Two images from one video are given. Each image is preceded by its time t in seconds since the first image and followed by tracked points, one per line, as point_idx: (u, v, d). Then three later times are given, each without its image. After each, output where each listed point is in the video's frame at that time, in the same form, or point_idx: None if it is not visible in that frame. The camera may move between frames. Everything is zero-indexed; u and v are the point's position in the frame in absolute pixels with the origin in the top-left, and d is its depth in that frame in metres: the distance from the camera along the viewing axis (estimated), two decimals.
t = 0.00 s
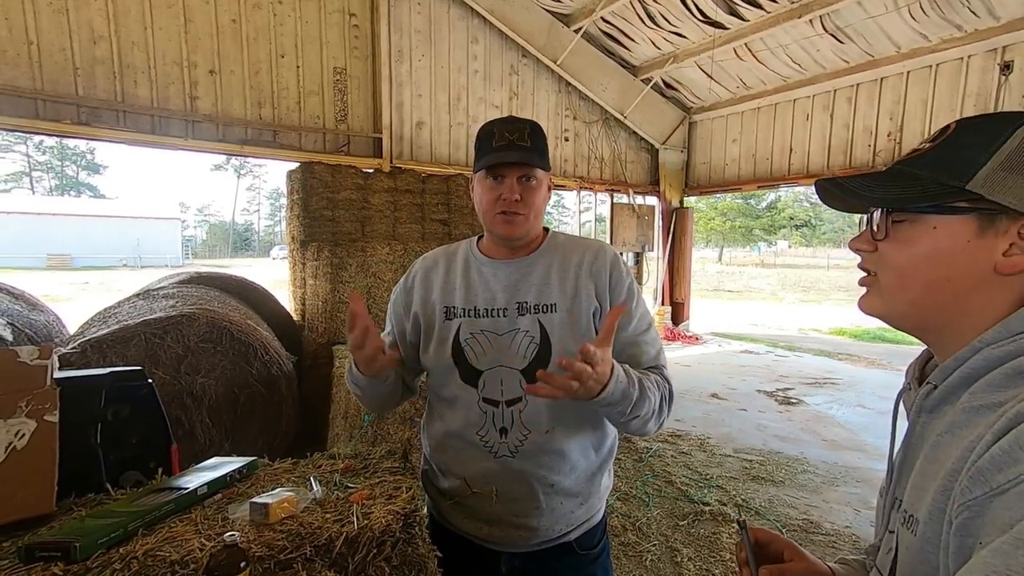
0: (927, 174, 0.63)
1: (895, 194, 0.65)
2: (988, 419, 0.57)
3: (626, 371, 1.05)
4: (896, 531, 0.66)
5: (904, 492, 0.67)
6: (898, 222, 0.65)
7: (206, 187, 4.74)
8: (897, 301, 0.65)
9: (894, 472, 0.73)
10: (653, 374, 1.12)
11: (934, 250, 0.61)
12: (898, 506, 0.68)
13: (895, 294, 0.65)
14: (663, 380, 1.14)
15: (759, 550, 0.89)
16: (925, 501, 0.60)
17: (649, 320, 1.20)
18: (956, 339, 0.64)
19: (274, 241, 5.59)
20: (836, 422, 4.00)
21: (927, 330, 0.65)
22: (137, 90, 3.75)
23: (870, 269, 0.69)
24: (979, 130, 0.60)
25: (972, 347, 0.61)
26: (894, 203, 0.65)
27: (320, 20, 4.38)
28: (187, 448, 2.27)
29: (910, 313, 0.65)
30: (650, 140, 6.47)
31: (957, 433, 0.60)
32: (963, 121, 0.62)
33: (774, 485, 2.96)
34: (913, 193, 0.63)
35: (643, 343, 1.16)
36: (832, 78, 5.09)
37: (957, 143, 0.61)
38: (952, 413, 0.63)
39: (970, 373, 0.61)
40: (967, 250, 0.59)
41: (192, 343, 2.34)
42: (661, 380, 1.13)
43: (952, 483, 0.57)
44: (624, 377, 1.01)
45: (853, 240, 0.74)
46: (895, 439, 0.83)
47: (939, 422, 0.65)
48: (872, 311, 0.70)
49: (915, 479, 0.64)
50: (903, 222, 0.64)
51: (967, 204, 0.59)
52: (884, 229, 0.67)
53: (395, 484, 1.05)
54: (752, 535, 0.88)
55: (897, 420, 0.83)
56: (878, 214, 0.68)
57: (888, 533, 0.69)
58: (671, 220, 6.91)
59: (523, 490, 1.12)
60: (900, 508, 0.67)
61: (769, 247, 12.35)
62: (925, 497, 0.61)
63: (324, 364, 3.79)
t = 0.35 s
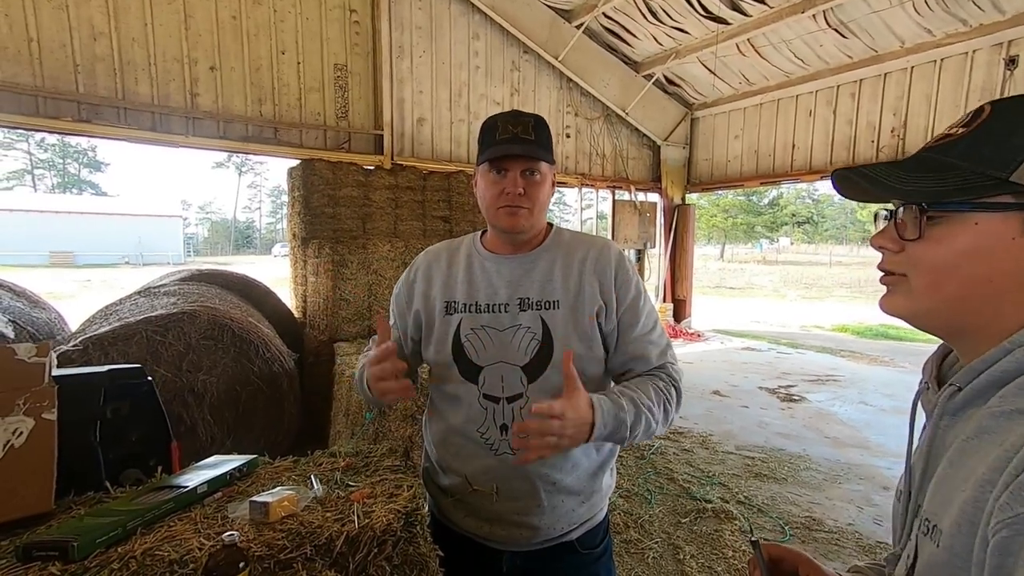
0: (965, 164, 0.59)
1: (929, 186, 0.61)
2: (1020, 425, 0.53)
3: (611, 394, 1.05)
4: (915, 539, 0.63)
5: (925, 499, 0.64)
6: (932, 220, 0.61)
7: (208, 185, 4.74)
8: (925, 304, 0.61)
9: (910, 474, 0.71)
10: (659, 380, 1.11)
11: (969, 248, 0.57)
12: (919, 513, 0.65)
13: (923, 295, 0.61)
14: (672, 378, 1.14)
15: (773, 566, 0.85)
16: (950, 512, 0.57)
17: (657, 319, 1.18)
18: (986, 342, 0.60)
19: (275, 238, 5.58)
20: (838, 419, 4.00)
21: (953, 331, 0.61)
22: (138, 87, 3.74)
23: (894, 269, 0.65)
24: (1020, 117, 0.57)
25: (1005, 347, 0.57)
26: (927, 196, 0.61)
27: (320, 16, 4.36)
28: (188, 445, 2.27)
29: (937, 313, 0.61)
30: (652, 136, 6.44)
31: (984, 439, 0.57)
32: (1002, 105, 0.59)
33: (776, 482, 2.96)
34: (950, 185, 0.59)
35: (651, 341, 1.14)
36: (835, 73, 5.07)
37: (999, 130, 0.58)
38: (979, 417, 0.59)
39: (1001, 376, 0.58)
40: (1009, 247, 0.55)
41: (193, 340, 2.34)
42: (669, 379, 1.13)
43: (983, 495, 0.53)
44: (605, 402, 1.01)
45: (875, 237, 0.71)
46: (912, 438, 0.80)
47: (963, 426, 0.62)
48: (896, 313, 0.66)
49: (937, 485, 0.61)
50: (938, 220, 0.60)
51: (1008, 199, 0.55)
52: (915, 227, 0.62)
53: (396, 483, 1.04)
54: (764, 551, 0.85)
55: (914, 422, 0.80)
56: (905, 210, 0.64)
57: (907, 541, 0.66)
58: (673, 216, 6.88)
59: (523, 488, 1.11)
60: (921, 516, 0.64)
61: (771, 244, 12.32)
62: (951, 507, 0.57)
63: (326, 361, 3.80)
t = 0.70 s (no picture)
0: (989, 154, 0.55)
1: (948, 177, 0.57)
2: None
3: (641, 457, 1.12)
4: (936, 545, 0.60)
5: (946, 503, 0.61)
6: (955, 214, 0.57)
7: (209, 181, 4.73)
8: (947, 301, 0.57)
9: (925, 471, 0.68)
10: (678, 396, 1.13)
11: (995, 243, 0.53)
12: (938, 515, 0.62)
13: (946, 294, 0.57)
14: (684, 372, 1.15)
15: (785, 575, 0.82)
16: (977, 518, 0.54)
17: (669, 311, 1.16)
18: (1012, 339, 0.57)
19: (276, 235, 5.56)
20: (841, 415, 3.99)
21: (974, 330, 0.58)
22: (138, 83, 3.73)
23: (909, 267, 0.61)
24: None
25: None
26: (951, 189, 0.57)
27: (321, 11, 4.34)
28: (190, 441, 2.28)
29: (960, 313, 0.57)
30: (654, 132, 6.41)
31: (1013, 440, 0.54)
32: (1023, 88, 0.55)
33: (780, 478, 2.95)
34: (973, 177, 0.55)
35: (662, 334, 1.13)
36: (838, 68, 5.03)
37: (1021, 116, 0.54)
38: (1003, 418, 0.56)
39: None
40: None
41: (195, 336, 2.33)
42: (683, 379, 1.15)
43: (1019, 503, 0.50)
44: (642, 487, 1.10)
45: (888, 232, 0.67)
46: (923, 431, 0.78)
47: (985, 427, 0.58)
48: (912, 312, 0.62)
49: (958, 488, 0.58)
50: (962, 214, 0.56)
51: None
52: (936, 222, 0.58)
53: (399, 479, 1.04)
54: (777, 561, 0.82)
55: (924, 415, 0.78)
56: (923, 204, 0.60)
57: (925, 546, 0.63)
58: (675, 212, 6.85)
59: (525, 485, 1.10)
60: (941, 519, 0.61)
61: (773, 240, 12.28)
62: (978, 512, 0.54)
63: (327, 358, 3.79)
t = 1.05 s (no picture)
0: (1006, 156, 0.55)
1: (964, 179, 0.57)
2: None
3: (670, 439, 1.09)
4: (956, 549, 0.60)
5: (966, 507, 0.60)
6: (974, 217, 0.56)
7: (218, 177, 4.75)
8: (967, 305, 0.57)
9: (944, 477, 0.68)
10: (712, 377, 1.10)
11: (1015, 244, 0.53)
12: (957, 520, 0.62)
13: (965, 298, 0.57)
14: (715, 363, 1.11)
15: None
16: (999, 523, 0.54)
17: (698, 303, 1.12)
18: None
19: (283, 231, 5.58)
20: (848, 416, 3.97)
21: (994, 334, 0.58)
22: (149, 79, 3.75)
23: (927, 270, 0.61)
24: None
25: None
26: (967, 191, 0.56)
27: (330, 8, 4.35)
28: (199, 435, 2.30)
29: (979, 317, 0.57)
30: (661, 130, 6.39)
31: None
32: None
33: (786, 479, 2.94)
34: (992, 178, 0.55)
35: (688, 330, 1.09)
36: (849, 67, 5.00)
37: None
38: None
39: None
40: None
41: (204, 331, 2.35)
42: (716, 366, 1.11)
43: None
44: (670, 471, 1.07)
45: (905, 235, 0.66)
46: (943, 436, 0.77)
47: (1007, 430, 0.58)
48: (932, 315, 0.62)
49: (980, 492, 0.58)
50: (981, 217, 0.56)
51: None
52: (954, 225, 0.58)
53: (408, 474, 1.05)
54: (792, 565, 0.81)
55: (944, 420, 0.78)
56: (940, 207, 0.60)
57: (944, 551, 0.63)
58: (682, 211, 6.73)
59: (536, 482, 1.11)
60: (960, 523, 0.61)
61: (780, 240, 12.20)
62: (1000, 517, 0.54)
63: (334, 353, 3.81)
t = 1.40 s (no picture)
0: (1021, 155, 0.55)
1: (978, 178, 0.56)
2: None
3: (681, 451, 1.06)
4: (962, 552, 0.60)
5: (975, 510, 0.61)
6: (989, 217, 0.56)
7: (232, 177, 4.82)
8: (983, 306, 0.57)
9: (956, 480, 0.68)
10: (728, 390, 1.07)
11: None
12: (966, 523, 0.62)
13: (979, 300, 0.57)
14: (732, 376, 1.08)
15: None
16: (1009, 528, 0.54)
17: (717, 310, 1.10)
18: None
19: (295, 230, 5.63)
20: (861, 420, 3.93)
21: (1010, 334, 0.58)
22: (165, 80, 3.80)
23: (943, 272, 0.61)
24: None
25: None
26: (981, 191, 0.56)
27: (342, 10, 4.39)
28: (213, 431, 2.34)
29: (996, 318, 0.57)
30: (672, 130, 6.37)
31: None
32: None
33: (796, 483, 2.93)
34: (1007, 179, 0.55)
35: (703, 338, 1.07)
36: (864, 66, 4.95)
37: None
38: None
39: None
40: None
41: (217, 329, 2.39)
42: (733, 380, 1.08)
43: None
44: (677, 482, 1.04)
45: (919, 236, 0.66)
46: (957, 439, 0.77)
47: (1021, 434, 0.58)
48: (946, 316, 0.62)
49: (991, 496, 0.58)
50: (995, 218, 0.56)
51: None
52: (968, 225, 0.58)
53: (417, 472, 1.06)
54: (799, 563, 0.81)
55: (959, 423, 0.77)
56: (953, 208, 0.59)
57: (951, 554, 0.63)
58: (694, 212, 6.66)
59: (545, 482, 1.12)
60: (970, 526, 0.61)
61: (793, 242, 12.10)
62: (1011, 521, 0.54)
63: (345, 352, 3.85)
